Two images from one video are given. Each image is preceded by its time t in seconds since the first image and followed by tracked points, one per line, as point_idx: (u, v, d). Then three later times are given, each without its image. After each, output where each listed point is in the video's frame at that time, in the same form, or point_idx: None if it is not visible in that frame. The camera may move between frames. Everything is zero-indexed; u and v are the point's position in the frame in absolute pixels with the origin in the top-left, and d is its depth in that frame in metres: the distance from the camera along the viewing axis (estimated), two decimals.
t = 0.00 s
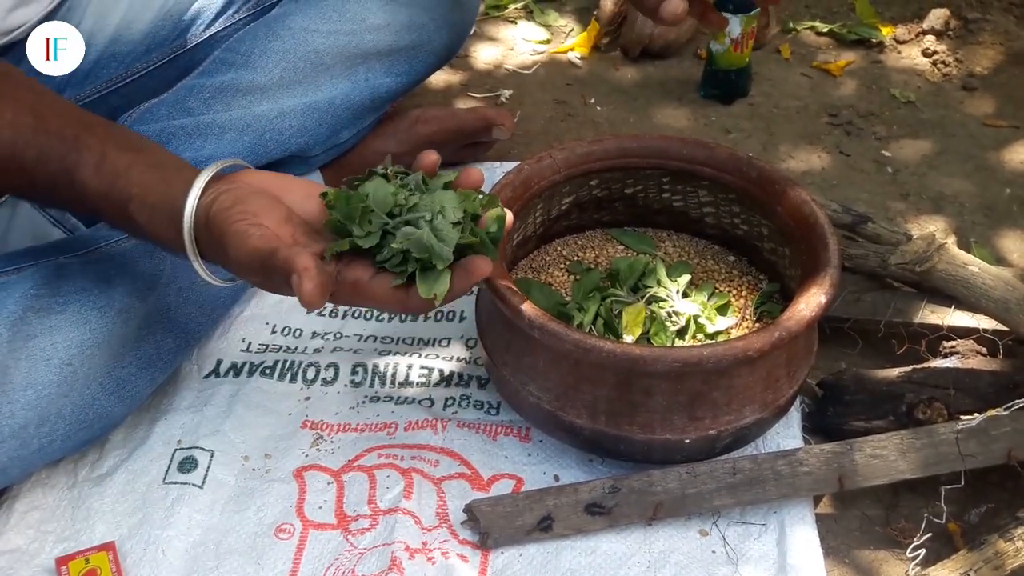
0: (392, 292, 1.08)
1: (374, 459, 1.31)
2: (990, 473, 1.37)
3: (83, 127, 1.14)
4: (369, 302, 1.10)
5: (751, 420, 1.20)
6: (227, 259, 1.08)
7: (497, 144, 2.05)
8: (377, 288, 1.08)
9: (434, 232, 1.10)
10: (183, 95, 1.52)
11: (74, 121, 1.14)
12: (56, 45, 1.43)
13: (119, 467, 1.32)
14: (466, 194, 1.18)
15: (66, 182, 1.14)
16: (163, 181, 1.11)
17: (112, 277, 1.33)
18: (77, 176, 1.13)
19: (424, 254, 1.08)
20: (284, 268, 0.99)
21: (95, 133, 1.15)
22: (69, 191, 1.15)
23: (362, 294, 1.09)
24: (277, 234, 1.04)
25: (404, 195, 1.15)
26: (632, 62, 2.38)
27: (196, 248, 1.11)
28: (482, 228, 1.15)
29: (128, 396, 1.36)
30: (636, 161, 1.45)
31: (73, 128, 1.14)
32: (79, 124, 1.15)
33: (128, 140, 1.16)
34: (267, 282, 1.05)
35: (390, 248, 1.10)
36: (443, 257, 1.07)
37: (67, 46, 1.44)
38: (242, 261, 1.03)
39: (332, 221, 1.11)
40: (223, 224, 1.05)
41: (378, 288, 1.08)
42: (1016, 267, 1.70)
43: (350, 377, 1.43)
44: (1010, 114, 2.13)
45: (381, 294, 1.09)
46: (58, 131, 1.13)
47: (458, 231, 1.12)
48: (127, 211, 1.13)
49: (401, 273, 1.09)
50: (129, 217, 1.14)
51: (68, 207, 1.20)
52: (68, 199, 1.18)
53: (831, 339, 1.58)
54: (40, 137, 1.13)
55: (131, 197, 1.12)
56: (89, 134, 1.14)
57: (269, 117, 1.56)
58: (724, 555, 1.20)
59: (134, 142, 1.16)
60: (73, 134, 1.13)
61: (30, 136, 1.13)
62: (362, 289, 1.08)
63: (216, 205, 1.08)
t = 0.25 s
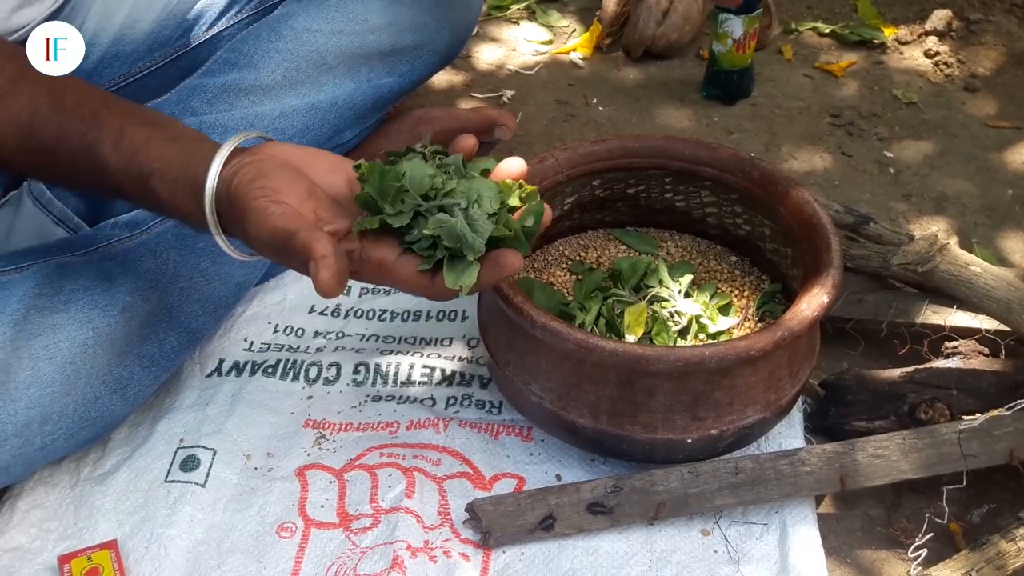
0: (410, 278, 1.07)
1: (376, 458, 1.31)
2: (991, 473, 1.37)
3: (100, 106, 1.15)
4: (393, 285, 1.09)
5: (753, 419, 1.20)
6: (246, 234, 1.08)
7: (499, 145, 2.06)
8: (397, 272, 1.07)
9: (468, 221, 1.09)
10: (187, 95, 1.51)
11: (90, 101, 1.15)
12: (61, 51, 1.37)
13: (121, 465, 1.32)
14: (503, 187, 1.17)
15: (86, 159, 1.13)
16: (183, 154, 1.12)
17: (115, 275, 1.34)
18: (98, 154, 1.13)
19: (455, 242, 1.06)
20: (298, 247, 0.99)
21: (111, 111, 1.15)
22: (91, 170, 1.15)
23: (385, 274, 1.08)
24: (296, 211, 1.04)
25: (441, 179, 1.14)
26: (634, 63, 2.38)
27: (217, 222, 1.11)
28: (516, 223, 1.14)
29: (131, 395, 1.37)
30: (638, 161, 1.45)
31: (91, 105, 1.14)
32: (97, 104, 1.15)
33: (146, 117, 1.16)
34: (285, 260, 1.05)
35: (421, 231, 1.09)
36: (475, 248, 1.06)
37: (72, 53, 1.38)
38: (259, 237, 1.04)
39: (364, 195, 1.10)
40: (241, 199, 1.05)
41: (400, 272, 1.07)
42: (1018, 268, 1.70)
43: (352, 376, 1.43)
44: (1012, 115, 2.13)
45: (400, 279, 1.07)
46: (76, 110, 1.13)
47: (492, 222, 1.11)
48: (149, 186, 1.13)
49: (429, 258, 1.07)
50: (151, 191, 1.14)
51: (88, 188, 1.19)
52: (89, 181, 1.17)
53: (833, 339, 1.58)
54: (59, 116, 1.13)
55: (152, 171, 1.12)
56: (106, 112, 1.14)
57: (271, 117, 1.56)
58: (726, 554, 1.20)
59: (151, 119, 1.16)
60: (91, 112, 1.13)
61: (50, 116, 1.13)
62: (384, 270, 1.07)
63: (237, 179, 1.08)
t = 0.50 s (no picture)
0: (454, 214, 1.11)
1: (377, 458, 1.31)
2: (991, 474, 1.37)
3: (136, 63, 1.16)
4: (435, 223, 1.13)
5: (753, 420, 1.20)
6: (287, 171, 1.10)
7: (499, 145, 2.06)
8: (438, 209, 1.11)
9: (511, 152, 1.10)
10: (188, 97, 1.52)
11: (126, 59, 1.16)
12: (56, 45, 1.13)
13: (122, 466, 1.32)
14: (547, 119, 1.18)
15: (129, 117, 1.14)
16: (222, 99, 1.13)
17: (117, 275, 1.33)
18: (139, 110, 1.14)
19: (498, 176, 1.08)
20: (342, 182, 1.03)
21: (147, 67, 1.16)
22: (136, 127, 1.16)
23: (426, 212, 1.11)
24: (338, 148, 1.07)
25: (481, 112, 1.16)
26: (635, 63, 2.38)
27: (260, 163, 1.12)
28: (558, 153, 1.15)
29: (133, 396, 1.37)
30: (638, 161, 1.45)
31: (127, 63, 1.15)
32: (132, 62, 1.16)
33: (184, 70, 1.18)
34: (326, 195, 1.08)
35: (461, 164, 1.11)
36: (517, 180, 1.07)
37: (67, 46, 1.13)
38: (303, 173, 1.07)
39: (406, 131, 1.12)
40: (283, 135, 1.07)
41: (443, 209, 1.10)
42: (1018, 269, 1.70)
43: (353, 376, 1.43)
44: (1012, 115, 2.13)
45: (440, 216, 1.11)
46: (113, 69, 1.15)
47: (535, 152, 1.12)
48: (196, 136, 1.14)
49: (471, 193, 1.10)
50: (196, 141, 1.15)
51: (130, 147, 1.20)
52: (132, 140, 1.18)
53: (834, 339, 1.58)
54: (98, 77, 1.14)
55: (194, 120, 1.13)
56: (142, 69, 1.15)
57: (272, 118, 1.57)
58: (727, 555, 1.20)
59: (188, 71, 1.18)
60: (129, 69, 1.15)
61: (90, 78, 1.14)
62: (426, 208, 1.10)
63: (279, 116, 1.09)
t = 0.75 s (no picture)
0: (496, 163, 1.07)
1: (377, 458, 1.31)
2: (991, 475, 1.37)
3: (176, 32, 1.16)
4: (478, 175, 1.09)
5: (754, 420, 1.20)
6: (334, 126, 1.10)
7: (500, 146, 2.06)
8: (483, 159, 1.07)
9: (552, 99, 1.11)
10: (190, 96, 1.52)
11: (166, 29, 1.16)
12: (56, 45, 1.12)
13: (123, 466, 1.32)
14: (588, 72, 1.19)
15: (175, 85, 1.15)
16: (266, 62, 1.14)
17: (118, 275, 1.33)
18: (184, 78, 1.15)
19: (539, 121, 1.07)
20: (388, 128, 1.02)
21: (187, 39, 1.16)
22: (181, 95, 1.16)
23: (470, 163, 1.08)
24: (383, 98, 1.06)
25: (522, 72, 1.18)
26: (635, 64, 2.38)
27: (304, 121, 1.13)
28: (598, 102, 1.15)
29: (134, 395, 1.37)
30: (639, 162, 1.45)
31: (168, 32, 1.15)
32: (170, 31, 1.17)
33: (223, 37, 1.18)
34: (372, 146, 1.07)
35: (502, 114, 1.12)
36: (560, 124, 1.06)
37: (67, 46, 1.12)
38: (348, 125, 1.06)
39: (447, 83, 1.15)
40: (329, 89, 1.08)
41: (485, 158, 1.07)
42: (1018, 270, 1.70)
43: (354, 377, 1.43)
44: (1013, 116, 2.13)
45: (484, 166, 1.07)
46: (155, 39, 1.15)
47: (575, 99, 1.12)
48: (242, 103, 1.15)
49: (512, 141, 1.09)
50: (242, 105, 1.15)
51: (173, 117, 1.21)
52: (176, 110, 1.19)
53: (834, 340, 1.58)
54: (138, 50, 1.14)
55: (240, 82, 1.14)
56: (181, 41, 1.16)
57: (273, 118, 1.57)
58: (727, 555, 1.20)
59: (227, 37, 1.18)
60: (171, 39, 1.15)
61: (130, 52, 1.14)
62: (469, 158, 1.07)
63: (325, 72, 1.10)
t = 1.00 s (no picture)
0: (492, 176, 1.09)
1: (376, 459, 1.31)
2: (991, 475, 1.37)
3: (175, 35, 1.16)
4: (472, 185, 1.11)
5: (753, 421, 1.20)
6: (330, 131, 1.10)
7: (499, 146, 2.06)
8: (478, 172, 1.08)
9: (546, 112, 1.11)
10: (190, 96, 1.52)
11: (165, 32, 1.16)
12: (56, 45, 1.12)
13: (122, 467, 1.32)
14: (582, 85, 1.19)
15: (173, 89, 1.15)
16: (263, 68, 1.14)
17: (117, 277, 1.33)
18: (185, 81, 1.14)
19: (534, 135, 1.08)
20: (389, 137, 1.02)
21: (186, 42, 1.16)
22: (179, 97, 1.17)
23: (465, 174, 1.09)
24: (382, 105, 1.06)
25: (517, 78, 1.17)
26: (635, 64, 2.38)
27: (300, 127, 1.12)
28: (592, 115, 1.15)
29: (134, 396, 1.37)
30: (639, 162, 1.45)
31: (167, 36, 1.16)
32: (168, 33, 1.17)
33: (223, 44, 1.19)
34: (367, 153, 1.08)
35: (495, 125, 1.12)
36: (554, 139, 1.07)
37: (67, 46, 1.12)
38: (345, 131, 1.06)
39: (442, 94, 1.14)
40: (326, 95, 1.07)
41: (482, 172, 1.08)
42: (1018, 270, 1.70)
43: (353, 378, 1.43)
44: (1013, 116, 2.13)
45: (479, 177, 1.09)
46: (154, 42, 1.15)
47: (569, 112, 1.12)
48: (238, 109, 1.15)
49: (506, 154, 1.09)
50: (236, 110, 1.16)
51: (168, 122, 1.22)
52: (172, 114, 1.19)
53: (834, 340, 1.58)
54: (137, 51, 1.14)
55: (236, 88, 1.14)
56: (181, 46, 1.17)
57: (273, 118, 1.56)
58: (726, 556, 1.20)
59: (223, 42, 1.18)
60: (172, 43, 1.15)
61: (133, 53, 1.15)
62: (464, 169, 1.09)
63: (322, 79, 1.10)
